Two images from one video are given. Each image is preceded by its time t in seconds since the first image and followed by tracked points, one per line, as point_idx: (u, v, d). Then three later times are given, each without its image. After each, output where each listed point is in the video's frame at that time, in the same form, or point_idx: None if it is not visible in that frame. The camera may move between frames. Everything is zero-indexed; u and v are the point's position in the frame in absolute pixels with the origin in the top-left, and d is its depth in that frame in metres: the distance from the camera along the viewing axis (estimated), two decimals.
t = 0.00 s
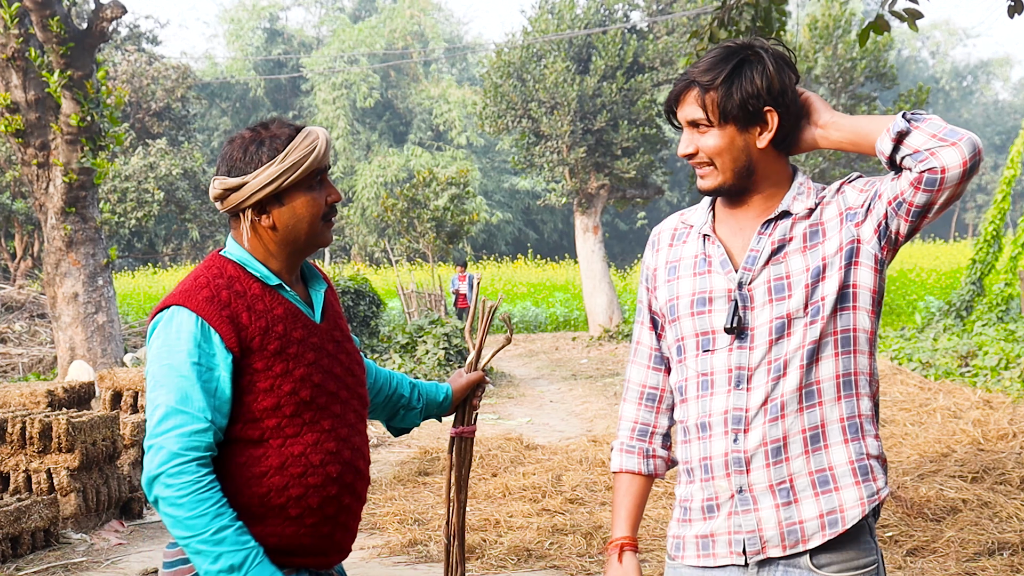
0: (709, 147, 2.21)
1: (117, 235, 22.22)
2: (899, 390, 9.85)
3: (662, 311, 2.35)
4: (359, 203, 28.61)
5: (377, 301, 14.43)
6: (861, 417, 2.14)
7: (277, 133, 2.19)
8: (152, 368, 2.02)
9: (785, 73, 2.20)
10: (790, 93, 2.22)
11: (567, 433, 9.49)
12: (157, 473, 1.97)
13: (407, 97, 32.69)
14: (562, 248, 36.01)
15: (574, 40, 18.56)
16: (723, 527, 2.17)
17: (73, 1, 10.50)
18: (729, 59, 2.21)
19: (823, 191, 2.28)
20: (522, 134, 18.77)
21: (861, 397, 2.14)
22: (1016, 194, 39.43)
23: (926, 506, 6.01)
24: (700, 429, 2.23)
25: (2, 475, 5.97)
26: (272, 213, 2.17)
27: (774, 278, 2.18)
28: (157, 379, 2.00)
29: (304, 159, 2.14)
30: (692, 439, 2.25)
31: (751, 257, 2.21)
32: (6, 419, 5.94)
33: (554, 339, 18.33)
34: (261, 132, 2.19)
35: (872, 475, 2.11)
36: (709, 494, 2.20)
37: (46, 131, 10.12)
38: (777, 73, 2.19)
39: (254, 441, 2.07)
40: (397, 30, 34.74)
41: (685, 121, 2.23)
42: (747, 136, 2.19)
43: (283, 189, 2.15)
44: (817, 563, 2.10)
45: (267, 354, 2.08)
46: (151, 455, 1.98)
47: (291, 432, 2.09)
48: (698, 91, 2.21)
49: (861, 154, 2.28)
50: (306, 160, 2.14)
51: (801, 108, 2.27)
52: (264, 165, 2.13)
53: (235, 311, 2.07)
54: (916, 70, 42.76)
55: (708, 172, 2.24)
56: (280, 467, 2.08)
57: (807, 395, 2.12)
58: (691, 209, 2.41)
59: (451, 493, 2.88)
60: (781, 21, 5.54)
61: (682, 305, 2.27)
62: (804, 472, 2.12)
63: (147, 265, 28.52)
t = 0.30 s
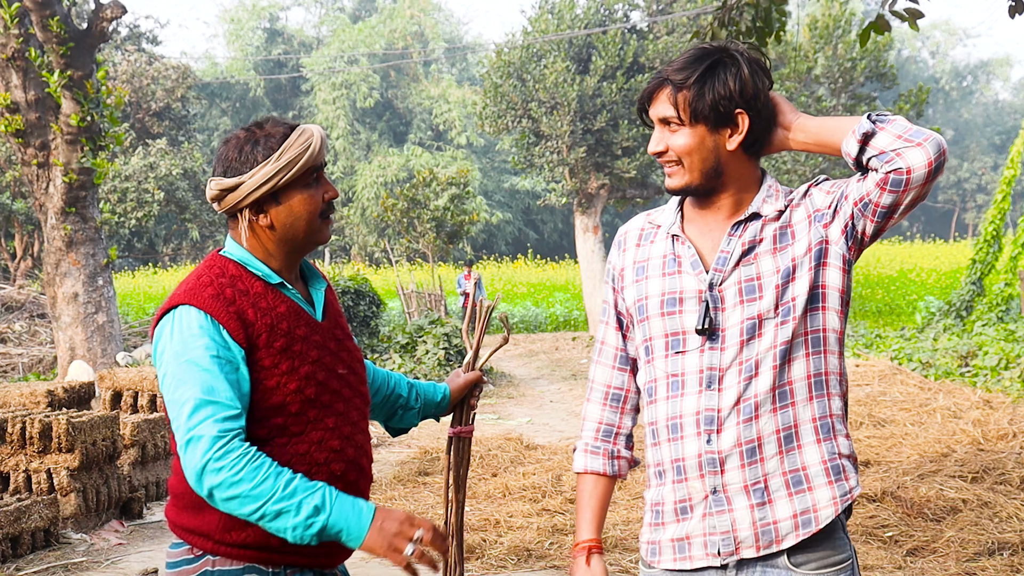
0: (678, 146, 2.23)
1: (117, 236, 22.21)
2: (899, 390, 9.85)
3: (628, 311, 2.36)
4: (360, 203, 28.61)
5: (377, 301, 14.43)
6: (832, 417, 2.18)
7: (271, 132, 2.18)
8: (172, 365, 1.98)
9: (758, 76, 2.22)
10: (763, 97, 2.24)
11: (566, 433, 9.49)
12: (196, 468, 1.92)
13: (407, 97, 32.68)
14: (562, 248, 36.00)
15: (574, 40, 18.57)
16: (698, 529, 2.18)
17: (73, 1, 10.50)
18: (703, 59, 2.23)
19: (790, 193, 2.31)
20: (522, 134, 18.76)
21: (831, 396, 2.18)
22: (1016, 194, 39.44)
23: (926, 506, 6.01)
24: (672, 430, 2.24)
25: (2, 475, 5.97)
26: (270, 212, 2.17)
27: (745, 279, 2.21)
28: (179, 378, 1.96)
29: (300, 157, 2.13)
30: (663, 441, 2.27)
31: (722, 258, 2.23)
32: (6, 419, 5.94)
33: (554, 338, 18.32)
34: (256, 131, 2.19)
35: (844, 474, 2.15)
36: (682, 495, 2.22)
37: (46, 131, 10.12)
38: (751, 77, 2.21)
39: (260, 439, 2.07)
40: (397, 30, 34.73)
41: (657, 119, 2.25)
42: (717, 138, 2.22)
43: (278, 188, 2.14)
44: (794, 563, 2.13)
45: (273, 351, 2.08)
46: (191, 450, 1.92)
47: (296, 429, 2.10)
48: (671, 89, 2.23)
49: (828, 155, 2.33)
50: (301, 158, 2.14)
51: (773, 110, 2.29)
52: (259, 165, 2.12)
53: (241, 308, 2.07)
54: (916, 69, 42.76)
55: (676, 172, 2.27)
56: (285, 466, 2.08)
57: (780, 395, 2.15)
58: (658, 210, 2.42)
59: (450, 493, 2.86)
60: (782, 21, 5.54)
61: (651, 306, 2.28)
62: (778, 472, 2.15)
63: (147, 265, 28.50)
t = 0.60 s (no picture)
0: (658, 137, 2.25)
1: (117, 235, 22.20)
2: (899, 389, 9.84)
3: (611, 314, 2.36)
4: (359, 203, 28.60)
5: (377, 301, 14.41)
6: (816, 413, 2.18)
7: (269, 131, 2.18)
8: (201, 355, 1.93)
9: (743, 77, 2.26)
10: (743, 98, 2.28)
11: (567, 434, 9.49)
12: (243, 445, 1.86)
13: (407, 97, 32.67)
14: (562, 248, 35.98)
15: (574, 40, 18.59)
16: (685, 529, 2.18)
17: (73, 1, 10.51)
18: (691, 54, 2.27)
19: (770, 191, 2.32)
20: (522, 134, 18.74)
21: (814, 393, 2.18)
22: (1016, 194, 39.47)
23: (926, 507, 6.01)
24: (657, 432, 2.24)
25: (2, 476, 5.97)
26: (270, 211, 2.17)
27: (726, 280, 2.21)
28: (206, 367, 1.91)
29: (299, 155, 2.14)
30: (648, 442, 2.26)
31: (703, 260, 2.24)
32: (6, 419, 5.93)
33: (554, 338, 18.30)
34: (254, 131, 2.18)
35: (829, 471, 2.15)
36: (669, 496, 2.22)
37: (46, 131, 10.11)
38: (738, 76, 2.26)
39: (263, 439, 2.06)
40: (397, 30, 34.71)
41: (639, 108, 2.28)
42: (698, 132, 2.24)
43: (278, 187, 2.14)
44: (781, 562, 2.13)
45: (282, 348, 2.08)
46: (233, 426, 1.85)
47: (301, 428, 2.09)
48: (658, 79, 2.27)
49: (808, 155, 2.36)
50: (300, 156, 2.14)
51: (751, 113, 2.32)
52: (257, 164, 2.12)
53: (250, 301, 2.07)
54: (916, 69, 42.77)
55: (655, 165, 2.28)
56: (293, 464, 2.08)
57: (763, 394, 2.15)
58: (639, 210, 2.43)
59: (449, 494, 2.82)
60: (781, 21, 5.55)
61: (634, 308, 2.28)
62: (764, 471, 2.15)
63: (147, 265, 28.49)
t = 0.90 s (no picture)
0: (643, 139, 2.25)
1: (116, 236, 22.19)
2: (899, 389, 9.84)
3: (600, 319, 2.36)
4: (359, 203, 28.60)
5: (377, 301, 14.41)
6: (809, 412, 2.18)
7: (273, 131, 2.18)
8: (206, 349, 1.93)
9: (724, 79, 2.27)
10: (725, 98, 2.29)
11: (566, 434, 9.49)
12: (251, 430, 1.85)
13: (407, 97, 32.67)
14: (562, 248, 35.98)
15: (574, 40, 18.61)
16: (682, 531, 2.18)
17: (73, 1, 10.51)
18: (671, 57, 2.27)
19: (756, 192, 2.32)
20: (522, 134, 18.73)
21: (806, 391, 2.19)
22: (1016, 194, 39.50)
23: (926, 506, 6.01)
24: (651, 434, 2.24)
25: (2, 475, 5.98)
26: (271, 211, 2.17)
27: (712, 282, 2.22)
28: (213, 361, 1.92)
29: (301, 157, 2.13)
30: (642, 445, 2.27)
31: (689, 262, 2.25)
32: (6, 419, 5.93)
33: (554, 338, 18.30)
34: (257, 130, 2.19)
35: (824, 468, 2.15)
36: (665, 499, 2.22)
37: (46, 131, 10.11)
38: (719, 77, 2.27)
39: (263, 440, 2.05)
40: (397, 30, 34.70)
41: (622, 113, 2.28)
42: (683, 133, 2.25)
43: (280, 187, 2.14)
44: (778, 561, 2.13)
45: (285, 347, 2.08)
46: (241, 416, 1.85)
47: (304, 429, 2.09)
48: (640, 83, 2.27)
49: (788, 157, 2.37)
50: (303, 157, 2.14)
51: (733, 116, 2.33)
52: (260, 164, 2.12)
53: (253, 299, 2.07)
54: (916, 70, 42.80)
55: (638, 167, 2.27)
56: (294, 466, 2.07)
57: (755, 394, 2.15)
58: (625, 214, 2.43)
59: (449, 493, 2.80)
60: (781, 21, 5.56)
61: (622, 312, 2.29)
62: (758, 470, 2.15)
63: (147, 265, 28.49)
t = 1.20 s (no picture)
0: (630, 143, 2.25)
1: (116, 236, 22.19)
2: (899, 389, 9.83)
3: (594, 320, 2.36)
4: (359, 203, 28.59)
5: (377, 301, 14.40)
6: (807, 411, 2.20)
7: (274, 133, 2.18)
8: (218, 319, 2.01)
9: (711, 79, 2.28)
10: (714, 100, 2.29)
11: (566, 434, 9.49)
12: (278, 367, 1.94)
13: (407, 97, 32.67)
14: (562, 248, 35.99)
15: (574, 40, 18.61)
16: (683, 532, 2.18)
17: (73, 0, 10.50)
18: (656, 60, 2.27)
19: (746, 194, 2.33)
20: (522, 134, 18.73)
21: (803, 390, 2.22)
22: (1016, 194, 39.55)
23: (926, 506, 6.01)
24: (651, 436, 2.24)
25: (2, 475, 5.97)
26: (272, 213, 2.17)
27: (709, 283, 2.23)
28: (226, 326, 1.99)
29: (303, 159, 2.13)
30: (640, 446, 2.26)
31: (685, 264, 2.25)
32: (6, 419, 5.93)
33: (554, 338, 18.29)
34: (260, 131, 2.18)
35: (823, 467, 2.18)
36: (665, 500, 2.22)
37: (46, 131, 10.11)
38: (705, 80, 2.27)
39: (265, 436, 2.05)
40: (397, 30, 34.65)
41: (609, 117, 2.28)
42: (669, 136, 2.25)
43: (282, 189, 2.14)
44: (779, 558, 2.15)
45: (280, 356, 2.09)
46: (268, 360, 1.94)
47: (307, 424, 2.09)
48: (625, 87, 2.27)
49: (778, 160, 2.38)
50: (305, 159, 2.13)
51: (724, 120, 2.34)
52: (262, 165, 2.12)
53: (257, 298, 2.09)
54: (916, 69, 42.83)
55: (625, 169, 2.28)
56: (293, 464, 2.07)
57: (756, 394, 2.17)
58: (615, 215, 2.42)
59: (452, 494, 2.80)
60: (781, 21, 5.54)
61: (618, 314, 2.28)
62: (759, 470, 2.16)
63: (147, 265, 28.49)
